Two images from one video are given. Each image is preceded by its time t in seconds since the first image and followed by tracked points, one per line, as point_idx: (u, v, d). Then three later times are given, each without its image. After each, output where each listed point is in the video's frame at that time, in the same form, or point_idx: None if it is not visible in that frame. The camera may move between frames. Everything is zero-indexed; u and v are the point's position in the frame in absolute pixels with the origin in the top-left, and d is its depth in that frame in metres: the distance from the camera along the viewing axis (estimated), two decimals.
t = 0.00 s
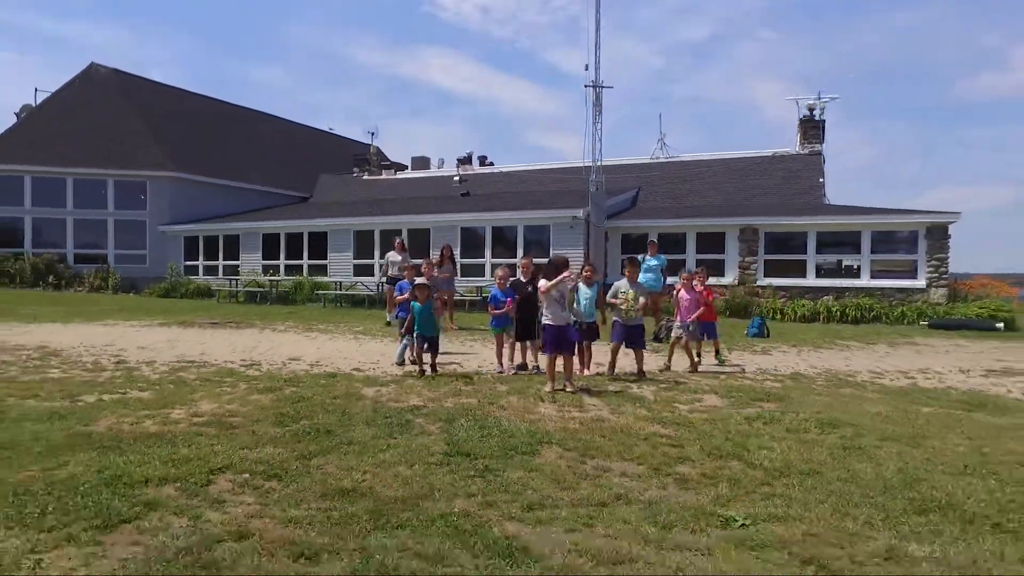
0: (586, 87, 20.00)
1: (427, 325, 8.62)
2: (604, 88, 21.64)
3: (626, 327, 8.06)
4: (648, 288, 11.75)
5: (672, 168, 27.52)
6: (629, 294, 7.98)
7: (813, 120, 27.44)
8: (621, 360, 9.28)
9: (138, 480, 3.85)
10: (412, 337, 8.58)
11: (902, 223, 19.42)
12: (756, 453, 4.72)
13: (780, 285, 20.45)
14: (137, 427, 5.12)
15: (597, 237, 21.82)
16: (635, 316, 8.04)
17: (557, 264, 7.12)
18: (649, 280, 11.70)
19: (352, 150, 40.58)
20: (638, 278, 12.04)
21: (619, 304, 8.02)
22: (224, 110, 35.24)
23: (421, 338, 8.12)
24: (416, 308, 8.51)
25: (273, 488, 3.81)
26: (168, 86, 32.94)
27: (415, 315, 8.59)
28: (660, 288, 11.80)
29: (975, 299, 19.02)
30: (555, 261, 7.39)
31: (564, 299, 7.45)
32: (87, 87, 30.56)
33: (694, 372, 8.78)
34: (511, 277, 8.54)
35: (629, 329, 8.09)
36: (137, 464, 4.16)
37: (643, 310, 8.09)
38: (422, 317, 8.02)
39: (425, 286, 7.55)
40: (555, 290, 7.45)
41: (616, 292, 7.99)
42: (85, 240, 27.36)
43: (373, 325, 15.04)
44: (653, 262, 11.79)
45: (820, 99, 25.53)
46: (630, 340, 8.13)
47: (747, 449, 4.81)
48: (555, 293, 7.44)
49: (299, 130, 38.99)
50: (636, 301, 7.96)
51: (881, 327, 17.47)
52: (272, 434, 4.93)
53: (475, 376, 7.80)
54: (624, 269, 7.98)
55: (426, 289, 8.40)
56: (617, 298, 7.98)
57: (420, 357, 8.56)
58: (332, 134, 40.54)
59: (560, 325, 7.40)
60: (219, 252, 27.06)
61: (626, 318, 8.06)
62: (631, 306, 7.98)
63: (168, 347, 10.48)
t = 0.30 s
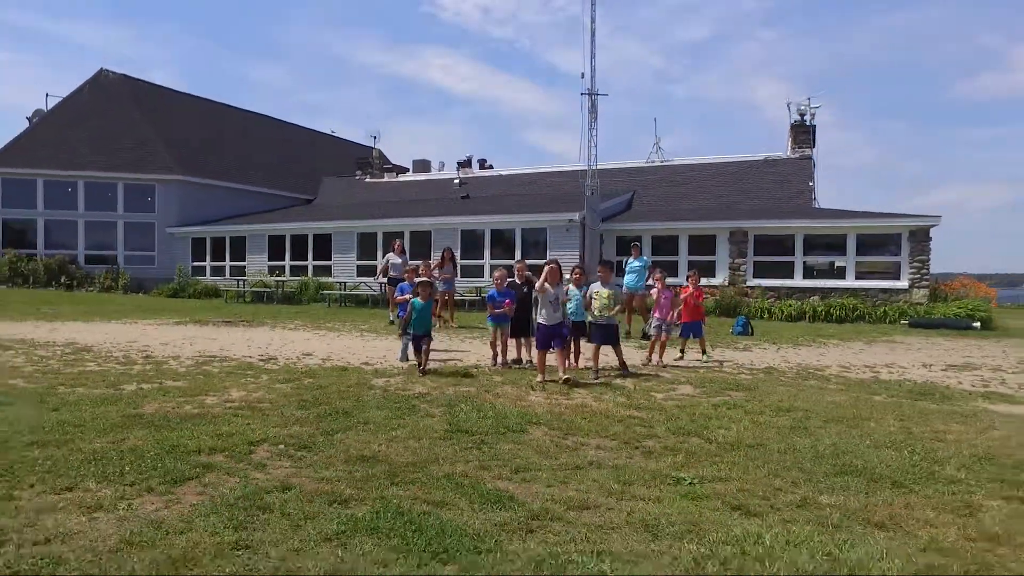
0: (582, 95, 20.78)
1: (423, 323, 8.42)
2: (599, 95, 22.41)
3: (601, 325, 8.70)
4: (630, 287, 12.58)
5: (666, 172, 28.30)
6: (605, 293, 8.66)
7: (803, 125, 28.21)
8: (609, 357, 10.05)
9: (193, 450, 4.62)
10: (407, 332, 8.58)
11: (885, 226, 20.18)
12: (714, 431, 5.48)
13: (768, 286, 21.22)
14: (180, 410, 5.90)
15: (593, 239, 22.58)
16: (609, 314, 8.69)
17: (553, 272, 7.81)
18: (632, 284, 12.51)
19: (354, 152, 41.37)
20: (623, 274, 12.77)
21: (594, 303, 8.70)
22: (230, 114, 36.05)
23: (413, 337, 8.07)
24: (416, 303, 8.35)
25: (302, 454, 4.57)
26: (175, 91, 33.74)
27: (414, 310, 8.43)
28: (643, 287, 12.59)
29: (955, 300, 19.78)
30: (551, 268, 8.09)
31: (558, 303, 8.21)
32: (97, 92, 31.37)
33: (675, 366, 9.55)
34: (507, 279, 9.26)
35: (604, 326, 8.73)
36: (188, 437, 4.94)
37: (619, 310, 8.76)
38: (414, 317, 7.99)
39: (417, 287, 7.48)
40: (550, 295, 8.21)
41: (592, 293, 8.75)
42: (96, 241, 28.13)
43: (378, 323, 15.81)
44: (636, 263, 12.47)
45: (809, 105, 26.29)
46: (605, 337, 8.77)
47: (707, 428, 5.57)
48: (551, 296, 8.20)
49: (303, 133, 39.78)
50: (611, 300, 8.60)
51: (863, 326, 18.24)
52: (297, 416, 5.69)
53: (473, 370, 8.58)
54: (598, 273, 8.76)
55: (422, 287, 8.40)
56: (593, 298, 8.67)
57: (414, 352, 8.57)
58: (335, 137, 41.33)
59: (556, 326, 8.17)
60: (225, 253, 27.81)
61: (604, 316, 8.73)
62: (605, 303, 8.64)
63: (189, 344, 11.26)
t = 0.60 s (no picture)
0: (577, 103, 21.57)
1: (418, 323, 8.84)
2: (594, 103, 23.20)
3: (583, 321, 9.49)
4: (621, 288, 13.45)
5: (660, 175, 29.10)
6: (588, 293, 9.47)
7: (794, 130, 28.98)
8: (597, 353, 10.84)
9: (235, 427, 5.42)
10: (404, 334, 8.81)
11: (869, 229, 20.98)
12: (682, 414, 6.29)
13: (757, 286, 22.03)
14: (215, 396, 6.71)
15: (588, 242, 23.39)
16: (590, 311, 9.48)
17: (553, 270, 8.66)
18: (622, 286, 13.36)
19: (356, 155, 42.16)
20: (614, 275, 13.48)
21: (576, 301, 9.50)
22: (236, 118, 36.85)
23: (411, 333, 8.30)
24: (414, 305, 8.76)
25: (323, 429, 5.36)
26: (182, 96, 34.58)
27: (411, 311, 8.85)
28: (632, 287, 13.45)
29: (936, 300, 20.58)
30: (555, 270, 8.91)
31: (560, 302, 9.00)
32: (107, 98, 32.21)
33: (659, 361, 10.36)
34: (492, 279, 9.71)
35: (586, 323, 9.53)
36: (228, 418, 5.75)
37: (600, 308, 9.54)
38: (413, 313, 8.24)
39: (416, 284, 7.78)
40: (554, 296, 9.03)
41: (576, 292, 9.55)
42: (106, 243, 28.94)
43: (382, 322, 16.61)
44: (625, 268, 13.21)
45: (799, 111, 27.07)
46: (587, 333, 9.55)
47: (677, 412, 6.38)
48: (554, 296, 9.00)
49: (306, 136, 40.59)
50: (593, 298, 9.40)
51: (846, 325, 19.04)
52: (318, 401, 6.50)
53: (472, 364, 9.38)
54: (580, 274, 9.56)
55: (419, 287, 8.72)
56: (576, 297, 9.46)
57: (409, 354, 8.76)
58: (337, 141, 42.14)
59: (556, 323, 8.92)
60: (232, 255, 28.59)
61: (586, 314, 9.55)
62: (587, 302, 9.43)
63: (208, 341, 12.06)
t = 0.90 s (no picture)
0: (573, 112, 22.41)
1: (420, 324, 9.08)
2: (590, 110, 24.03)
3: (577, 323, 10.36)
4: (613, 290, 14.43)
5: (656, 180, 29.92)
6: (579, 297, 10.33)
7: (786, 136, 29.77)
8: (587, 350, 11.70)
9: (268, 412, 6.24)
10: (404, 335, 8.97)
11: (855, 232, 21.81)
12: (658, 403, 7.11)
13: (747, 288, 22.86)
14: (244, 387, 7.54)
15: (585, 244, 24.22)
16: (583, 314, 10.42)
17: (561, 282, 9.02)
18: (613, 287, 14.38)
19: (359, 159, 43.00)
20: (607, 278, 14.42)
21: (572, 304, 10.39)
22: (242, 123, 37.69)
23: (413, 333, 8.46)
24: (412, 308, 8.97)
25: (348, 413, 6.17)
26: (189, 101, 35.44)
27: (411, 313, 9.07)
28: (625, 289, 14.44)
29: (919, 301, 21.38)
30: (559, 280, 9.28)
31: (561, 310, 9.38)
32: (117, 104, 33.08)
33: (646, 358, 11.20)
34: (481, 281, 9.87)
35: (579, 323, 10.39)
36: (260, 404, 6.55)
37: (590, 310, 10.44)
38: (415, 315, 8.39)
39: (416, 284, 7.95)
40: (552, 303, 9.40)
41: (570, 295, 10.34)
42: (117, 245, 29.78)
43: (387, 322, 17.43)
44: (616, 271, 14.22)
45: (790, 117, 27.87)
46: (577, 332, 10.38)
47: (655, 401, 7.22)
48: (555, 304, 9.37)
49: (310, 140, 41.43)
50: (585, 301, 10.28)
51: (832, 325, 19.86)
52: (336, 391, 7.31)
53: (472, 360, 10.22)
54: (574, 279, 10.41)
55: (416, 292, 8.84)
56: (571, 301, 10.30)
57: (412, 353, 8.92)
58: (340, 144, 42.98)
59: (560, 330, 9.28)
60: (240, 257, 29.39)
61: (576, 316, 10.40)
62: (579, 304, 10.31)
63: (226, 339, 12.91)
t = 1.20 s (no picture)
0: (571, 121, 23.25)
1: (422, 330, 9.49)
2: (587, 119, 24.87)
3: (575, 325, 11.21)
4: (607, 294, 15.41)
5: (652, 184, 30.75)
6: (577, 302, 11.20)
7: (778, 142, 30.59)
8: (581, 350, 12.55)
9: (295, 404, 7.07)
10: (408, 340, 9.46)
11: (843, 237, 22.61)
12: (642, 397, 7.93)
13: (739, 290, 23.66)
14: (269, 382, 8.37)
15: (583, 248, 25.04)
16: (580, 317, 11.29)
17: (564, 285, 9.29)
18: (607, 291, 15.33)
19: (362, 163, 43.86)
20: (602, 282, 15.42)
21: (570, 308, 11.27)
22: (248, 128, 38.50)
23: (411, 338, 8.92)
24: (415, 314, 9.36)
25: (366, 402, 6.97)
26: (197, 107, 36.30)
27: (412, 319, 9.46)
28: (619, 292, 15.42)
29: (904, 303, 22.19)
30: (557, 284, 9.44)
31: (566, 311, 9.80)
32: (127, 110, 33.94)
33: (636, 357, 12.03)
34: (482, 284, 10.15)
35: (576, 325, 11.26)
36: (287, 397, 7.37)
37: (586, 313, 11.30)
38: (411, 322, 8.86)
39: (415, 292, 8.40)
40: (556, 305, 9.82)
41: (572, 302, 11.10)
42: (128, 248, 30.61)
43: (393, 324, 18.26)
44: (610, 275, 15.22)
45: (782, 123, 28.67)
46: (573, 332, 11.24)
47: (639, 395, 8.04)
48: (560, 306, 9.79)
49: (315, 144, 42.29)
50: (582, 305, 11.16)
51: (819, 326, 20.67)
52: (353, 387, 8.13)
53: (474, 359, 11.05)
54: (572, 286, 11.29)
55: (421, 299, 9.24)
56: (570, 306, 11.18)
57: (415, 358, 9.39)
58: (344, 148, 43.84)
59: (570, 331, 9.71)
60: (247, 259, 30.20)
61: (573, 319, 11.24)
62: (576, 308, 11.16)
63: (243, 339, 13.73)
